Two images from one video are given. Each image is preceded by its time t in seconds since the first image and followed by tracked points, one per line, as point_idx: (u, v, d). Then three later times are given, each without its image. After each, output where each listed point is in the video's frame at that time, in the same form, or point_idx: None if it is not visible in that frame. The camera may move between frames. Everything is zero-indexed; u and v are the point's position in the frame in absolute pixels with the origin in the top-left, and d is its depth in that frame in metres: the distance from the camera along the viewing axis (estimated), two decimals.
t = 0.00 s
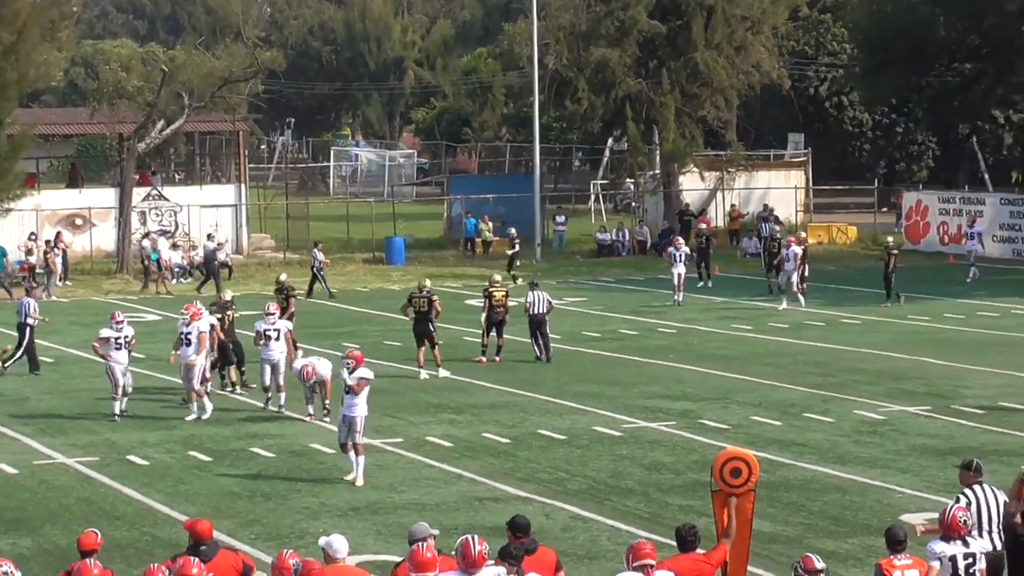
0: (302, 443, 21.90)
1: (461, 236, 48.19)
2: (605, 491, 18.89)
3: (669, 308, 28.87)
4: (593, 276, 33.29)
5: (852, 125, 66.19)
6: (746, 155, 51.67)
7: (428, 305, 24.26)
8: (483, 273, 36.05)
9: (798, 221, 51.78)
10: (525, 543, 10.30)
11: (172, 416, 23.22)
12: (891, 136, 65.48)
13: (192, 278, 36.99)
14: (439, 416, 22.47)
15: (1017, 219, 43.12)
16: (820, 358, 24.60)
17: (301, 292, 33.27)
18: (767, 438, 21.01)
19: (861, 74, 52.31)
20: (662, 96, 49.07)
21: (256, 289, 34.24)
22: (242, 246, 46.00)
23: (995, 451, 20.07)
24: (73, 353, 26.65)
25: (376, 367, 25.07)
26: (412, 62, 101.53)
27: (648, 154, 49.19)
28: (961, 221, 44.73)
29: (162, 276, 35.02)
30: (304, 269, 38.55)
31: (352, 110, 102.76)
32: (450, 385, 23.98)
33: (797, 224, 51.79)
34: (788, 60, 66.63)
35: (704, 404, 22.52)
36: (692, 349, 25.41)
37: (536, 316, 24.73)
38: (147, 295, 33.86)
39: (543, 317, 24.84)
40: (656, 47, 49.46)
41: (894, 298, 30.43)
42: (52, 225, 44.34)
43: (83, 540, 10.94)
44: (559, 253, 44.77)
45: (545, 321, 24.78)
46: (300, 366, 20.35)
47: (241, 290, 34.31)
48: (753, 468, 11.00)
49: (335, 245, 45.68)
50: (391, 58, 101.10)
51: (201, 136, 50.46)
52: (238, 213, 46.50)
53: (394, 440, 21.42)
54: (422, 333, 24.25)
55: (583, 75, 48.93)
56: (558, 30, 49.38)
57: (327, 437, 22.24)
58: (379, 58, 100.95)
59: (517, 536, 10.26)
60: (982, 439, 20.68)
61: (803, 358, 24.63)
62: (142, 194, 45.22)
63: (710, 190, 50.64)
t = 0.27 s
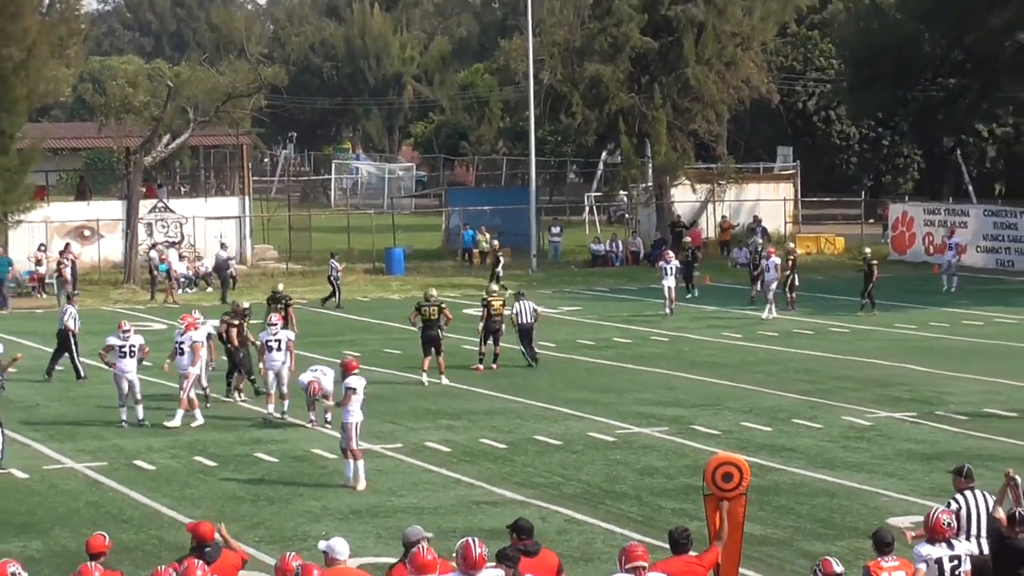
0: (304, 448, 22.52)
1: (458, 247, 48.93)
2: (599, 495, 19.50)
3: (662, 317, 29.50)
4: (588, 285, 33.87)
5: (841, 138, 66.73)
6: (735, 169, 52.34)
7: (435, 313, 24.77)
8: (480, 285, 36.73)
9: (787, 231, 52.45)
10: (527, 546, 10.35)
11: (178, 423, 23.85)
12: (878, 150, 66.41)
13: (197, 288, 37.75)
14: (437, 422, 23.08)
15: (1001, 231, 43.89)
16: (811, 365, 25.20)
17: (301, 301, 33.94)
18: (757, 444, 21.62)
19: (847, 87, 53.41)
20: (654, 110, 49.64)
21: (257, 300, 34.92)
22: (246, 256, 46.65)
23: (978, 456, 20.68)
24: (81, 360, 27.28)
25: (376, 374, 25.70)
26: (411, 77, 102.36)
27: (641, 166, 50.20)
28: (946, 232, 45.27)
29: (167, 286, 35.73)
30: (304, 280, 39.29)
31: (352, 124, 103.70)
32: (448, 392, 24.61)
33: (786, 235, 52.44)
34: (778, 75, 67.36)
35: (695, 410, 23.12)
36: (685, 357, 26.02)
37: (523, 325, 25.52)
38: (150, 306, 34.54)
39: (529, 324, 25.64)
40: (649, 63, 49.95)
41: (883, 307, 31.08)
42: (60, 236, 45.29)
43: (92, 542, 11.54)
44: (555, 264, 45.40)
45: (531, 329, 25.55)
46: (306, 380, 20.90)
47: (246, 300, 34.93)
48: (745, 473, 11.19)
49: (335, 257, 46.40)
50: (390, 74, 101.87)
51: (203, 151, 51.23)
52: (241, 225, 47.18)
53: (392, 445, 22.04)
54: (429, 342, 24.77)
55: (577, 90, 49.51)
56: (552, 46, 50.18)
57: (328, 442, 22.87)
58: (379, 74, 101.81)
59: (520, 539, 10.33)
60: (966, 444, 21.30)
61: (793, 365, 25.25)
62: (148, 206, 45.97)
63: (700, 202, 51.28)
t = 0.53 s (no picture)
0: (317, 446, 23.37)
1: (464, 252, 49.85)
2: (601, 491, 20.35)
3: (662, 318, 30.35)
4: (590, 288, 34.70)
5: (834, 146, 68.07)
6: (733, 176, 53.36)
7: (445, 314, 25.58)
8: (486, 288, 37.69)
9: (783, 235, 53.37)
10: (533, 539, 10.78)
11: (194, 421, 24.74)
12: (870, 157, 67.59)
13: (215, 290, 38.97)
14: (444, 420, 23.93)
15: (989, 234, 44.73)
16: (806, 365, 26.04)
17: (311, 304, 34.87)
18: (753, 441, 22.46)
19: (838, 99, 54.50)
20: (654, 119, 50.55)
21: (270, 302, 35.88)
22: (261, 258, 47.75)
23: (966, 453, 21.51)
24: (99, 361, 28.20)
25: (384, 375, 26.58)
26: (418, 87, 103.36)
27: (641, 174, 50.92)
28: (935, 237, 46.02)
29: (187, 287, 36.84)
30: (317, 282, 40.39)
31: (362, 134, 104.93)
32: (455, 391, 25.47)
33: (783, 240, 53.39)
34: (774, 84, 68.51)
35: (694, 409, 23.94)
36: (684, 357, 26.86)
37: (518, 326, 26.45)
38: (165, 309, 35.50)
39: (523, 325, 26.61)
40: (648, 73, 50.87)
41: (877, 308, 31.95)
42: (82, 242, 46.19)
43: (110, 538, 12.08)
44: (558, 267, 46.27)
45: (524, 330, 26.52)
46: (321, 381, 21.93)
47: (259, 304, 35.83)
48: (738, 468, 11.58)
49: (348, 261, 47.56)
50: (397, 84, 102.80)
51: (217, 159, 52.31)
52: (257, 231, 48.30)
53: (402, 442, 22.89)
54: (440, 342, 25.57)
55: (578, 100, 50.41)
56: (555, 58, 51.09)
57: (339, 440, 23.73)
58: (387, 84, 102.48)
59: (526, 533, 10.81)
60: (955, 442, 22.13)
61: (789, 365, 26.08)
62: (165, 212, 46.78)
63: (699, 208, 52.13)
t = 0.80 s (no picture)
0: (354, 422, 27.77)
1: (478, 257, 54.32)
2: (593, 459, 24.72)
3: (650, 312, 34.76)
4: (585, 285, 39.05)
5: (790, 168, 74.22)
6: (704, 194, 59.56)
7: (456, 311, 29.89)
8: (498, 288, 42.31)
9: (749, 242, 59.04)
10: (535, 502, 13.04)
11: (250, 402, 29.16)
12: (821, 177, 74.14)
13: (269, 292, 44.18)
14: (461, 400, 28.32)
15: (921, 244, 49.72)
16: (770, 353, 30.40)
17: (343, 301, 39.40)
18: (721, 417, 26.82)
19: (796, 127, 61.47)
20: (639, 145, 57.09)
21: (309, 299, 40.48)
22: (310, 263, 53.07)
23: (897, 427, 25.84)
24: (164, 350, 32.67)
25: (409, 361, 31.01)
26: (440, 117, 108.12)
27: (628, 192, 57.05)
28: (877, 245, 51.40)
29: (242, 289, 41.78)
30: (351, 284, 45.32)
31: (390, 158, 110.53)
32: (470, 375, 29.87)
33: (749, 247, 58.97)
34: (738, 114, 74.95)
35: (673, 391, 28.31)
36: (667, 346, 31.23)
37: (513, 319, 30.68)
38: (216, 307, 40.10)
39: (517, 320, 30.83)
40: (633, 106, 57.49)
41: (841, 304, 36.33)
42: (155, 249, 52.33)
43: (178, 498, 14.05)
44: (558, 270, 51.11)
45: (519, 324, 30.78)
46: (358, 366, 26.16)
47: (309, 301, 41.18)
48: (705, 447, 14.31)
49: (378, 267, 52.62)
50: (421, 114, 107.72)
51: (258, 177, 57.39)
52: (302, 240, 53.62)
53: (425, 419, 27.28)
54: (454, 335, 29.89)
55: (574, 128, 57.01)
56: (553, 92, 57.48)
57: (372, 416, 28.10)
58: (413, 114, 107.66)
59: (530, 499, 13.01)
60: (890, 417, 26.47)
61: (756, 354, 30.45)
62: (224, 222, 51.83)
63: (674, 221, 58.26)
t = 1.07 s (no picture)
0: (385, 394, 33.70)
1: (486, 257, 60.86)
2: (580, 418, 30.60)
3: (632, 311, 40.93)
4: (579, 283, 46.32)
5: (742, 187, 83.74)
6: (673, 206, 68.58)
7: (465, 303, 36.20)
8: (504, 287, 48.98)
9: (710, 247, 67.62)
10: (534, 461, 15.78)
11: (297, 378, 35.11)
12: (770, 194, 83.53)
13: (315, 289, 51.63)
14: (472, 377, 34.32)
15: (850, 249, 58.77)
16: (730, 343, 36.46)
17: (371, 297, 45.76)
18: (686, 389, 32.71)
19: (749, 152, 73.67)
20: (619, 166, 66.86)
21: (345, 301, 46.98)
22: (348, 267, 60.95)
23: (828, 395, 31.74)
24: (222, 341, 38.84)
25: (430, 347, 37.18)
26: (456, 146, 118.15)
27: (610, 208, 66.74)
28: (813, 250, 60.77)
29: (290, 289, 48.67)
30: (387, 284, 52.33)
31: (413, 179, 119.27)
32: (481, 358, 35.93)
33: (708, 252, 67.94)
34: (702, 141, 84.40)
35: (648, 370, 34.32)
36: (644, 338, 37.35)
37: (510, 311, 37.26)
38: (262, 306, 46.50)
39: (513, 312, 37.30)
40: (614, 135, 67.71)
41: (795, 307, 42.57)
42: (221, 252, 60.55)
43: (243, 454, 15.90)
44: (553, 269, 57.93)
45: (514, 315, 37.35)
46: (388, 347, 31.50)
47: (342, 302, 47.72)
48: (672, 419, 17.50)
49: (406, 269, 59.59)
50: (441, 143, 117.58)
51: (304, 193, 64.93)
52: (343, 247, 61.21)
53: (443, 392, 33.03)
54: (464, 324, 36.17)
55: (565, 154, 67.10)
56: (549, 125, 67.78)
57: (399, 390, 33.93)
58: (435, 143, 117.49)
59: (529, 459, 15.79)
60: (824, 388, 32.40)
61: (719, 343, 36.51)
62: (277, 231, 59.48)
63: (649, 231, 67.26)
